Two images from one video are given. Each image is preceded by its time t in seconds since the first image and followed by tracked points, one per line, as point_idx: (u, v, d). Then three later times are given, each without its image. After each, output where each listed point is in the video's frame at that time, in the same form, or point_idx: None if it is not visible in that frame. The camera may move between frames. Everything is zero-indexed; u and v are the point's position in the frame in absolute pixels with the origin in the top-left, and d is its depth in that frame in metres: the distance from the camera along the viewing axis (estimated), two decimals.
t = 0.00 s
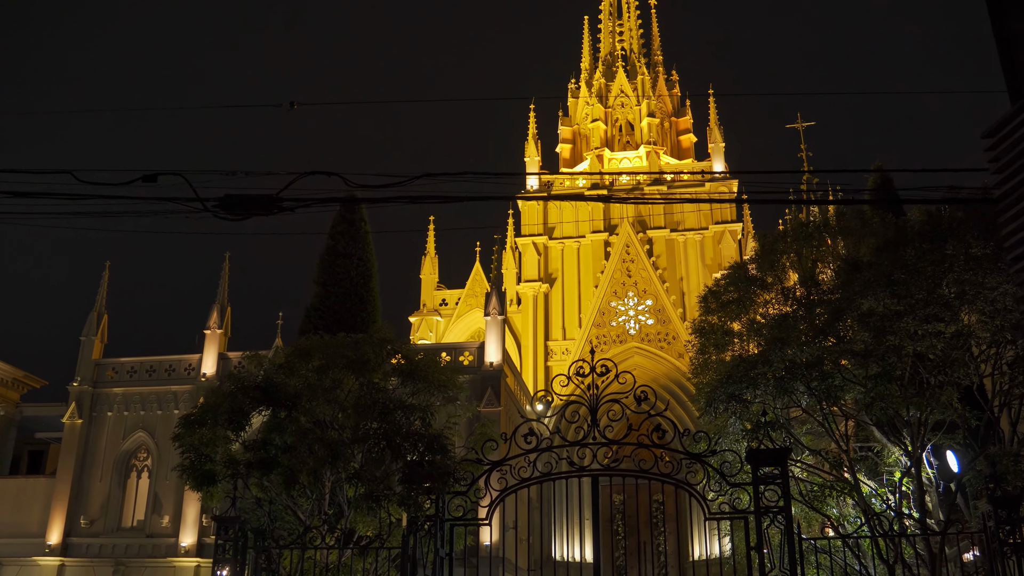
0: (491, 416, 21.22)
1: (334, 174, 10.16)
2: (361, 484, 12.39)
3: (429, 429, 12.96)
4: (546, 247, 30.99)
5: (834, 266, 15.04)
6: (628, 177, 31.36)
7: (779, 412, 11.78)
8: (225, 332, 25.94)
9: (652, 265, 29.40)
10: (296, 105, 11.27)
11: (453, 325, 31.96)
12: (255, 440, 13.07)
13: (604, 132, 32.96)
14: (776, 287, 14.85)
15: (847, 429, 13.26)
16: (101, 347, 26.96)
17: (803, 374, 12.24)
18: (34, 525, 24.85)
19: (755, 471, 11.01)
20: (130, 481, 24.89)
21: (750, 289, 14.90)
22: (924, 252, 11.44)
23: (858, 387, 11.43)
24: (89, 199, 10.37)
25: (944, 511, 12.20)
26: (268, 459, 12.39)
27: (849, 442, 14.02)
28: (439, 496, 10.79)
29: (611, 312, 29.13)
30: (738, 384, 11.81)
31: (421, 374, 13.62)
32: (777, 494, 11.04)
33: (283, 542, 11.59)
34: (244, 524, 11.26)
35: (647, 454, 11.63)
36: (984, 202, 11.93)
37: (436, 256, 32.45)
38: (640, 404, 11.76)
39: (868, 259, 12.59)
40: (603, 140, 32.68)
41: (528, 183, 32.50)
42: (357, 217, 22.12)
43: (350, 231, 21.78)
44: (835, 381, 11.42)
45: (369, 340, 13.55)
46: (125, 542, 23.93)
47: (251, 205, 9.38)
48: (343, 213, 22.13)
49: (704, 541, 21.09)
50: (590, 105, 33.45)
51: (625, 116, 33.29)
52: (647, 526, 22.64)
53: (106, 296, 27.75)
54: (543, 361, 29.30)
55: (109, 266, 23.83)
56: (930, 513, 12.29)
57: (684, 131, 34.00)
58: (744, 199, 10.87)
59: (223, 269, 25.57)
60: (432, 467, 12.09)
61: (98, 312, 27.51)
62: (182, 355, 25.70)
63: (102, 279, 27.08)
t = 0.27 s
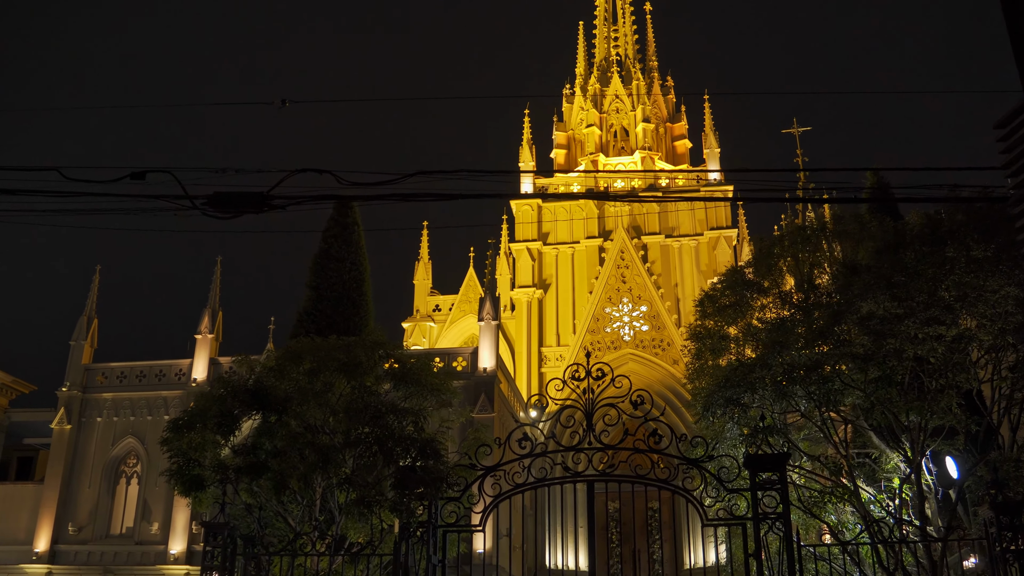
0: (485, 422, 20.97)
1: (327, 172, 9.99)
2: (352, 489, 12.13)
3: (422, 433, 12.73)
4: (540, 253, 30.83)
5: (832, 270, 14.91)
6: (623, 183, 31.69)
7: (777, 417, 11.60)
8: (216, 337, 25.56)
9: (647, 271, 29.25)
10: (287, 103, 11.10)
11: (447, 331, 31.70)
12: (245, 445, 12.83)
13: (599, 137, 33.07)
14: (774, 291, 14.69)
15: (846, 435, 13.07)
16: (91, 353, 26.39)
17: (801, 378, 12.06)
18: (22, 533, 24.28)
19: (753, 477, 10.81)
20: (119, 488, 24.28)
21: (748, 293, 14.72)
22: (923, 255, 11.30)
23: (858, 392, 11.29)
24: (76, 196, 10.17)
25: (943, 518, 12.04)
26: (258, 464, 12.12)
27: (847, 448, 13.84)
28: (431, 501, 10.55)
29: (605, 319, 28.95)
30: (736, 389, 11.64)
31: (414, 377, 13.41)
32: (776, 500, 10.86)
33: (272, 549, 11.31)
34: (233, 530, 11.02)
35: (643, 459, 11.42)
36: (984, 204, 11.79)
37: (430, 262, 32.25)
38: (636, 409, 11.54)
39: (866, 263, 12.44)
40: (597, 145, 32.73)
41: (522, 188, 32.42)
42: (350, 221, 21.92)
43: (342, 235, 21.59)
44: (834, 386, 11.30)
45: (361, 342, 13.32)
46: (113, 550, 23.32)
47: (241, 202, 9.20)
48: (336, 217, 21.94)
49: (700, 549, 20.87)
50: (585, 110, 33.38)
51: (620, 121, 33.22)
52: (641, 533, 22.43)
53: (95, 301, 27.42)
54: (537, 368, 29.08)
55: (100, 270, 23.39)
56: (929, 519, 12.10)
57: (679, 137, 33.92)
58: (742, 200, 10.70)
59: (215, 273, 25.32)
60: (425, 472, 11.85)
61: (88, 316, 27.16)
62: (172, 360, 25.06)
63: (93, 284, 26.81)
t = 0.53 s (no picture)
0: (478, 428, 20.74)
1: (318, 170, 9.82)
2: (344, 494, 11.89)
3: (415, 437, 12.52)
4: (534, 259, 30.69)
5: (827, 277, 14.82)
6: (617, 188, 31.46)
7: (776, 422, 11.54)
8: (206, 342, 25.21)
9: (641, 277, 29.11)
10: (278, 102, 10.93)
11: (440, 337, 31.50)
12: (234, 450, 12.62)
13: (593, 143, 32.89)
14: (770, 295, 14.55)
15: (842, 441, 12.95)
16: (80, 357, 25.78)
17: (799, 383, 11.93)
18: (8, 539, 23.66)
19: (751, 483, 10.63)
20: (107, 494, 23.62)
21: (746, 298, 14.59)
22: (923, 258, 11.16)
23: (858, 397, 11.19)
24: (62, 194, 9.95)
25: (942, 527, 11.90)
26: (247, 468, 11.88)
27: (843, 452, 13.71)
28: (424, 507, 10.36)
29: (599, 325, 28.77)
30: (734, 393, 11.53)
31: (406, 381, 13.21)
32: (775, 506, 10.59)
33: (261, 555, 11.05)
34: (222, 536, 10.79)
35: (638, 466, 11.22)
36: (983, 206, 11.67)
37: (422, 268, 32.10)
38: (633, 413, 11.34)
39: (865, 266, 12.28)
40: (591, 151, 32.55)
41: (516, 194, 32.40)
42: (342, 224, 21.73)
43: (334, 239, 21.41)
44: (835, 390, 11.22)
45: (353, 345, 13.13)
46: (101, 556, 22.67)
47: (231, 201, 9.03)
48: (328, 221, 21.74)
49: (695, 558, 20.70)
50: (579, 116, 33.26)
51: (614, 128, 33.15)
52: (635, 542, 22.23)
53: (85, 305, 27.11)
54: (530, 374, 28.88)
55: (90, 274, 22.96)
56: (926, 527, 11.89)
57: (673, 143, 33.86)
58: (739, 201, 10.54)
59: (206, 277, 25.07)
60: (417, 477, 11.63)
61: (77, 320, 26.83)
62: (162, 365, 24.49)
63: (82, 287, 26.51)
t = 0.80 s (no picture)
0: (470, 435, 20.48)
1: (309, 167, 9.61)
2: (334, 499, 11.64)
3: (407, 441, 12.29)
4: (527, 265, 30.52)
5: (824, 281, 14.69)
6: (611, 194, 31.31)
7: (775, 426, 11.48)
8: (196, 346, 24.85)
9: (635, 283, 28.96)
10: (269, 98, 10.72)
11: (433, 343, 31.29)
12: (223, 454, 12.34)
13: (587, 148, 32.71)
14: (769, 299, 14.34)
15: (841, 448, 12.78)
16: (69, 362, 25.31)
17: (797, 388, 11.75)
18: None
19: (749, 488, 10.44)
20: (95, 500, 23.13)
21: (744, 303, 14.42)
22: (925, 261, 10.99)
23: (858, 401, 11.16)
24: (47, 191, 9.69)
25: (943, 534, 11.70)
26: (236, 473, 11.61)
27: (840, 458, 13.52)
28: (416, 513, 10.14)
29: (593, 331, 28.59)
30: (732, 398, 11.43)
31: (398, 384, 12.97)
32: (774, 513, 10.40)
33: (249, 562, 10.77)
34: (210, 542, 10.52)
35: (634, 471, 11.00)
36: (984, 209, 11.51)
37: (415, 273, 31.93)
38: (629, 418, 11.13)
39: (864, 270, 12.15)
40: (585, 157, 32.40)
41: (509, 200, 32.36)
42: (334, 228, 21.51)
43: (326, 243, 21.21)
44: (834, 395, 11.06)
45: (344, 347, 12.93)
46: (88, 564, 22.14)
47: (220, 198, 8.82)
48: (320, 224, 21.52)
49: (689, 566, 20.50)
50: (573, 121, 33.11)
51: (608, 134, 33.04)
52: (631, 552, 22.14)
53: (74, 309, 26.79)
54: (523, 380, 28.66)
55: (79, 277, 22.58)
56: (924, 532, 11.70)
57: (667, 149, 33.75)
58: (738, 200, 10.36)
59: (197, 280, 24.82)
60: (409, 482, 11.40)
61: (66, 324, 26.49)
62: (152, 371, 24.01)
63: (71, 291, 26.15)
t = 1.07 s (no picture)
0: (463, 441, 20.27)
1: (301, 164, 9.50)
2: (325, 504, 11.40)
3: (399, 446, 12.09)
4: (521, 270, 30.36)
5: (820, 286, 14.61)
6: (605, 200, 31.25)
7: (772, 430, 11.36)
8: (187, 351, 24.54)
9: (629, 289, 28.82)
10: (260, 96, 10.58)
11: (425, 348, 31.07)
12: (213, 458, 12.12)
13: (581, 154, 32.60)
14: (766, 304, 14.21)
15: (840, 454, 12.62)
16: (57, 366, 24.90)
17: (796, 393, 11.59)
18: None
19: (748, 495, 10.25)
20: (83, 507, 22.69)
21: (741, 308, 14.27)
22: (923, 265, 10.95)
23: (856, 406, 11.01)
24: (32, 187, 9.49)
25: (942, 541, 11.56)
26: (224, 477, 11.36)
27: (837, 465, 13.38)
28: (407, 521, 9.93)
29: (587, 337, 28.40)
30: (730, 401, 11.32)
31: (390, 388, 12.79)
32: (771, 519, 10.25)
33: (237, 568, 10.52)
34: (197, 549, 10.30)
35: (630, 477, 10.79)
36: (983, 212, 11.42)
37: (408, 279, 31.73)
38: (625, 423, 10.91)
39: (862, 274, 12.06)
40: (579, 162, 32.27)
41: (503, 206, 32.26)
42: (326, 231, 21.32)
43: (318, 246, 21.03)
44: (834, 399, 10.92)
45: (336, 350, 12.79)
46: (75, 571, 21.68)
47: (211, 195, 8.70)
48: (312, 228, 21.33)
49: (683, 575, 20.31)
50: (567, 127, 33.02)
51: (602, 139, 32.92)
52: (624, 560, 21.96)
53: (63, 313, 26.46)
54: (516, 387, 28.44)
55: (67, 279, 22.27)
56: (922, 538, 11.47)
57: (661, 155, 33.69)
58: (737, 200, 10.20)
59: (188, 284, 24.59)
60: (401, 487, 11.18)
61: (54, 329, 26.15)
62: (142, 375, 23.61)
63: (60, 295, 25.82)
